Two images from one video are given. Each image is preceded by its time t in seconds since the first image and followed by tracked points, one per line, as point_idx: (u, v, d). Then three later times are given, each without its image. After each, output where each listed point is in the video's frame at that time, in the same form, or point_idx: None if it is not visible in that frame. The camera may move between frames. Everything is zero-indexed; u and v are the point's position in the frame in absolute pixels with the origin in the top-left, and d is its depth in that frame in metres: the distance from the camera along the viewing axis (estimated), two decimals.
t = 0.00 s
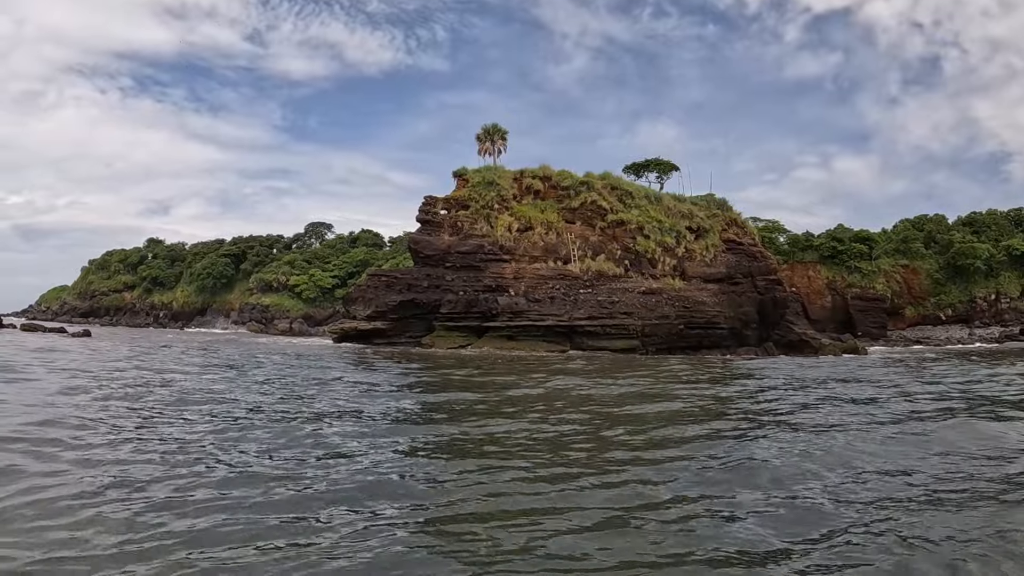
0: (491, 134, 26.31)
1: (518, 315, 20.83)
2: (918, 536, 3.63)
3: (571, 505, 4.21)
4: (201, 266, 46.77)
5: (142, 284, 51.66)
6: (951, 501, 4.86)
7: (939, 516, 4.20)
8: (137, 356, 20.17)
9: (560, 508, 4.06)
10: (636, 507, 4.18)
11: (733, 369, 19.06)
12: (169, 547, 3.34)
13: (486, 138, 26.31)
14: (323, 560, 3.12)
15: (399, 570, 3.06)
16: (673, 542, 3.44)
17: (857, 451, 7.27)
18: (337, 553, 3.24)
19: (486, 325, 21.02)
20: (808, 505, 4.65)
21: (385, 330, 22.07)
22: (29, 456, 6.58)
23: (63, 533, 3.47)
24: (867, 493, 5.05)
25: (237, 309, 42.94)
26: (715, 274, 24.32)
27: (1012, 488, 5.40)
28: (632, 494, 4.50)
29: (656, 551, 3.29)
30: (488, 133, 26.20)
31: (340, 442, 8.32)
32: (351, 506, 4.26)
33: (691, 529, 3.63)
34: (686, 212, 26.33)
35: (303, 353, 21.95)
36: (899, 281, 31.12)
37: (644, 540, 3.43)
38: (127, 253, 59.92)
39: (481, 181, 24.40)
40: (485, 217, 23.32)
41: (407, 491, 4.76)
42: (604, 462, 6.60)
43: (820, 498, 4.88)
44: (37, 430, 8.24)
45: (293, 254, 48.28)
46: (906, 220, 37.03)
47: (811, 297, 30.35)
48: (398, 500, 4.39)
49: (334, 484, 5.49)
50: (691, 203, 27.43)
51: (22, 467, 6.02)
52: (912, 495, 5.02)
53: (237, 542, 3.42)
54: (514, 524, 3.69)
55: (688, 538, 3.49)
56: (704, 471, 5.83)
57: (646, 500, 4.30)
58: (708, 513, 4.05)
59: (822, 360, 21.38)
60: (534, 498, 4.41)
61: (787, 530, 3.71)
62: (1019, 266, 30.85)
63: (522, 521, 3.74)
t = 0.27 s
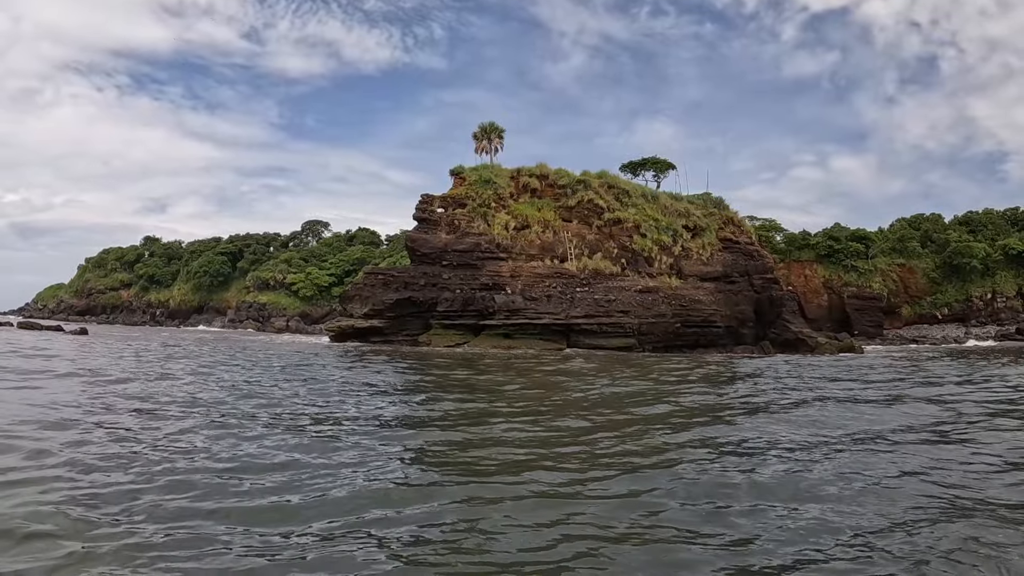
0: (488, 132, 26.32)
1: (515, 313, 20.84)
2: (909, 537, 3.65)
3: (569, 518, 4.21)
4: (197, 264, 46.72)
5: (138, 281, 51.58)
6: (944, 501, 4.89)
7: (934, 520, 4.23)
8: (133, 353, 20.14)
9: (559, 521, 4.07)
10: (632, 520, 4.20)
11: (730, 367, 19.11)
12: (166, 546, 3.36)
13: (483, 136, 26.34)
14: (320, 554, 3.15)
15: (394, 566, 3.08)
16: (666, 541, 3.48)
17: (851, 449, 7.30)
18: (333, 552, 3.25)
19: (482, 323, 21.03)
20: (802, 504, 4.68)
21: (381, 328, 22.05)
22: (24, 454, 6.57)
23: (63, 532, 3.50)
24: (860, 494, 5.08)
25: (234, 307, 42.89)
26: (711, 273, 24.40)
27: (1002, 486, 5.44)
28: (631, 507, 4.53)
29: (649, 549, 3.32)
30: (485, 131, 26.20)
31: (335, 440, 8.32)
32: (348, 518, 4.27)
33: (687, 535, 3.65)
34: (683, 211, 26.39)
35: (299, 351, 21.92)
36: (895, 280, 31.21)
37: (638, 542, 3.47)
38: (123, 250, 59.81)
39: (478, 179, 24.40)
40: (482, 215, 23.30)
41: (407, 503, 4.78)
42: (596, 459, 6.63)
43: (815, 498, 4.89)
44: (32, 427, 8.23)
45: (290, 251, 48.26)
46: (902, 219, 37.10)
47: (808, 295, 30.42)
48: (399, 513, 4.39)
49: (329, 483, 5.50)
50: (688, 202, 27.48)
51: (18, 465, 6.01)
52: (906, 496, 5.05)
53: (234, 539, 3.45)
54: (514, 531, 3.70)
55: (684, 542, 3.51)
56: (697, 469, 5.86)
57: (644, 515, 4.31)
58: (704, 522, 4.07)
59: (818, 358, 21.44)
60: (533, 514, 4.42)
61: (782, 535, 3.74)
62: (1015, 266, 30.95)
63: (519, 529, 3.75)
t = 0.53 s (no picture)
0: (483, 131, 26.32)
1: (509, 312, 20.86)
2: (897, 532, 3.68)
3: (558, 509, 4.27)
4: (192, 262, 46.64)
5: (133, 280, 51.49)
6: (929, 498, 4.94)
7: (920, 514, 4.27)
8: (126, 352, 20.08)
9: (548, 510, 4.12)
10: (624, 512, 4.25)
11: (723, 366, 19.17)
12: (158, 541, 3.37)
13: (477, 134, 26.35)
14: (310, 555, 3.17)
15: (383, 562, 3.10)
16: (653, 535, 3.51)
17: (839, 448, 7.35)
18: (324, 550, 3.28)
19: (476, 322, 21.05)
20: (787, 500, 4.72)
21: (376, 327, 22.03)
22: (14, 453, 6.55)
23: (55, 526, 3.52)
24: (847, 490, 5.12)
25: (228, 306, 42.84)
26: (705, 272, 24.48)
27: (987, 485, 5.49)
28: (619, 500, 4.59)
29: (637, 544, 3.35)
30: (480, 130, 26.20)
31: (326, 438, 8.34)
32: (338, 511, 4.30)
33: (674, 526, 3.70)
34: (677, 210, 26.45)
35: (293, 349, 21.90)
36: (890, 279, 31.34)
37: (625, 534, 3.51)
38: (118, 249, 59.67)
39: (473, 177, 24.40)
40: (477, 214, 23.29)
41: (398, 498, 4.82)
42: (584, 457, 6.66)
43: (801, 494, 4.93)
44: (23, 426, 8.21)
45: (285, 250, 48.21)
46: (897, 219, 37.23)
47: (803, 295, 30.52)
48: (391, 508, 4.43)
49: (318, 480, 5.51)
50: (682, 201, 27.54)
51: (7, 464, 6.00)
52: (893, 492, 5.09)
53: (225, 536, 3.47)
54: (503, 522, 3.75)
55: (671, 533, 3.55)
56: (684, 467, 5.88)
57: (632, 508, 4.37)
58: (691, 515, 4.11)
59: (812, 357, 21.54)
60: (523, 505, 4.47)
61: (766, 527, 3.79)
62: (1009, 265, 31.09)
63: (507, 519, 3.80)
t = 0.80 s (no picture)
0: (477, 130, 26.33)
1: (502, 311, 20.88)
2: (886, 529, 3.69)
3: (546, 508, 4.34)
4: (186, 260, 46.53)
5: (127, 278, 51.34)
6: (911, 497, 4.99)
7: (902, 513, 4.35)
8: (119, 350, 20.04)
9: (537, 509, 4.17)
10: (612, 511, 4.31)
11: (716, 366, 19.25)
12: (149, 543, 3.36)
13: (471, 134, 26.37)
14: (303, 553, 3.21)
15: (370, 561, 3.13)
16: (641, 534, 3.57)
17: (826, 446, 7.41)
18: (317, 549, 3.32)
19: (470, 321, 21.07)
20: (771, 499, 4.77)
21: (369, 325, 22.02)
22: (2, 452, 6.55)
23: (46, 528, 3.51)
24: (831, 489, 5.17)
25: (223, 304, 42.76)
26: (699, 271, 24.57)
27: (967, 483, 5.56)
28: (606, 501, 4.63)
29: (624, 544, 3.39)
30: (474, 129, 26.21)
31: (317, 436, 8.35)
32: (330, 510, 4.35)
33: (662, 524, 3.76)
34: (670, 209, 26.53)
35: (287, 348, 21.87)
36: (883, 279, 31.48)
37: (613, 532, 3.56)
38: (111, 247, 59.45)
39: (466, 176, 24.41)
40: (470, 213, 23.28)
41: (387, 497, 4.86)
42: (570, 455, 6.70)
43: (786, 492, 4.98)
44: (12, 424, 8.20)
45: (279, 248, 48.16)
46: (891, 219, 37.38)
47: (796, 294, 30.65)
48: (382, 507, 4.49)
49: (305, 480, 5.53)
50: (676, 200, 27.62)
51: None
52: (877, 491, 5.14)
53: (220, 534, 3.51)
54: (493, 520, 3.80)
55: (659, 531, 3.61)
56: (669, 466, 5.92)
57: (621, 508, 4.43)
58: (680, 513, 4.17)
59: (804, 356, 21.65)
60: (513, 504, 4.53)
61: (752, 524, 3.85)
62: (1002, 265, 31.26)
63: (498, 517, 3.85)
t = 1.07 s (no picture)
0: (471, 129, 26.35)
1: (495, 310, 20.89)
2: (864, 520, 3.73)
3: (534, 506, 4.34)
4: (180, 259, 46.41)
5: (120, 276, 51.19)
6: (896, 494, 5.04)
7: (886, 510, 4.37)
8: (111, 349, 19.97)
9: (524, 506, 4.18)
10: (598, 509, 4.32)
11: (710, 365, 19.31)
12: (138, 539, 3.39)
13: (465, 133, 26.41)
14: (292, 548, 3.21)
15: (357, 556, 3.15)
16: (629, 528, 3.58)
17: (813, 445, 7.46)
18: (306, 544, 3.33)
19: (464, 320, 21.07)
20: (756, 499, 4.80)
21: (363, 324, 22.00)
22: None
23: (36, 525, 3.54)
24: (815, 487, 5.22)
25: (217, 303, 42.68)
26: (692, 271, 24.66)
27: (949, 481, 5.61)
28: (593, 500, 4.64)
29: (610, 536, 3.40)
30: (468, 128, 26.27)
31: (308, 435, 8.36)
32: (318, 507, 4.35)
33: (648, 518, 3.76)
34: (663, 209, 26.61)
35: (281, 347, 21.85)
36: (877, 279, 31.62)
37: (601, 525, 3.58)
38: (104, 245, 59.22)
39: (460, 176, 24.43)
40: (464, 212, 23.29)
41: (375, 495, 4.88)
42: (557, 454, 6.74)
43: (770, 490, 5.02)
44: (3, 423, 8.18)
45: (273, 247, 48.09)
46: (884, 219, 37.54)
47: (790, 293, 30.75)
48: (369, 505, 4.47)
49: (293, 478, 5.54)
50: (669, 200, 27.70)
51: None
52: (862, 490, 5.19)
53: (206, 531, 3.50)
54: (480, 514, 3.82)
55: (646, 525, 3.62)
56: (655, 465, 5.96)
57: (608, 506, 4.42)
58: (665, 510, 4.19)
59: (797, 356, 21.75)
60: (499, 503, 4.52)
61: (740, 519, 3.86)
62: (995, 265, 31.42)
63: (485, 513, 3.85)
